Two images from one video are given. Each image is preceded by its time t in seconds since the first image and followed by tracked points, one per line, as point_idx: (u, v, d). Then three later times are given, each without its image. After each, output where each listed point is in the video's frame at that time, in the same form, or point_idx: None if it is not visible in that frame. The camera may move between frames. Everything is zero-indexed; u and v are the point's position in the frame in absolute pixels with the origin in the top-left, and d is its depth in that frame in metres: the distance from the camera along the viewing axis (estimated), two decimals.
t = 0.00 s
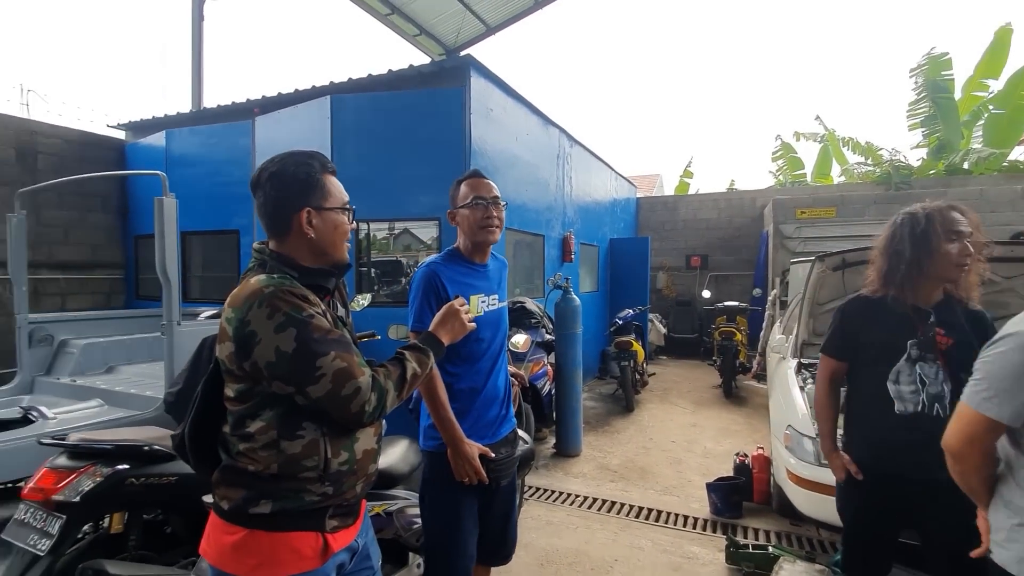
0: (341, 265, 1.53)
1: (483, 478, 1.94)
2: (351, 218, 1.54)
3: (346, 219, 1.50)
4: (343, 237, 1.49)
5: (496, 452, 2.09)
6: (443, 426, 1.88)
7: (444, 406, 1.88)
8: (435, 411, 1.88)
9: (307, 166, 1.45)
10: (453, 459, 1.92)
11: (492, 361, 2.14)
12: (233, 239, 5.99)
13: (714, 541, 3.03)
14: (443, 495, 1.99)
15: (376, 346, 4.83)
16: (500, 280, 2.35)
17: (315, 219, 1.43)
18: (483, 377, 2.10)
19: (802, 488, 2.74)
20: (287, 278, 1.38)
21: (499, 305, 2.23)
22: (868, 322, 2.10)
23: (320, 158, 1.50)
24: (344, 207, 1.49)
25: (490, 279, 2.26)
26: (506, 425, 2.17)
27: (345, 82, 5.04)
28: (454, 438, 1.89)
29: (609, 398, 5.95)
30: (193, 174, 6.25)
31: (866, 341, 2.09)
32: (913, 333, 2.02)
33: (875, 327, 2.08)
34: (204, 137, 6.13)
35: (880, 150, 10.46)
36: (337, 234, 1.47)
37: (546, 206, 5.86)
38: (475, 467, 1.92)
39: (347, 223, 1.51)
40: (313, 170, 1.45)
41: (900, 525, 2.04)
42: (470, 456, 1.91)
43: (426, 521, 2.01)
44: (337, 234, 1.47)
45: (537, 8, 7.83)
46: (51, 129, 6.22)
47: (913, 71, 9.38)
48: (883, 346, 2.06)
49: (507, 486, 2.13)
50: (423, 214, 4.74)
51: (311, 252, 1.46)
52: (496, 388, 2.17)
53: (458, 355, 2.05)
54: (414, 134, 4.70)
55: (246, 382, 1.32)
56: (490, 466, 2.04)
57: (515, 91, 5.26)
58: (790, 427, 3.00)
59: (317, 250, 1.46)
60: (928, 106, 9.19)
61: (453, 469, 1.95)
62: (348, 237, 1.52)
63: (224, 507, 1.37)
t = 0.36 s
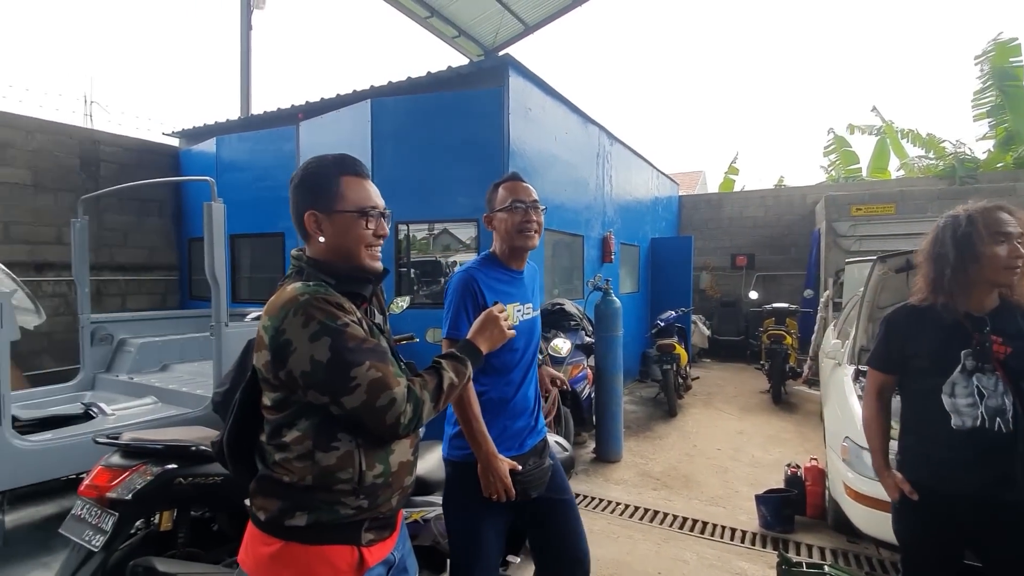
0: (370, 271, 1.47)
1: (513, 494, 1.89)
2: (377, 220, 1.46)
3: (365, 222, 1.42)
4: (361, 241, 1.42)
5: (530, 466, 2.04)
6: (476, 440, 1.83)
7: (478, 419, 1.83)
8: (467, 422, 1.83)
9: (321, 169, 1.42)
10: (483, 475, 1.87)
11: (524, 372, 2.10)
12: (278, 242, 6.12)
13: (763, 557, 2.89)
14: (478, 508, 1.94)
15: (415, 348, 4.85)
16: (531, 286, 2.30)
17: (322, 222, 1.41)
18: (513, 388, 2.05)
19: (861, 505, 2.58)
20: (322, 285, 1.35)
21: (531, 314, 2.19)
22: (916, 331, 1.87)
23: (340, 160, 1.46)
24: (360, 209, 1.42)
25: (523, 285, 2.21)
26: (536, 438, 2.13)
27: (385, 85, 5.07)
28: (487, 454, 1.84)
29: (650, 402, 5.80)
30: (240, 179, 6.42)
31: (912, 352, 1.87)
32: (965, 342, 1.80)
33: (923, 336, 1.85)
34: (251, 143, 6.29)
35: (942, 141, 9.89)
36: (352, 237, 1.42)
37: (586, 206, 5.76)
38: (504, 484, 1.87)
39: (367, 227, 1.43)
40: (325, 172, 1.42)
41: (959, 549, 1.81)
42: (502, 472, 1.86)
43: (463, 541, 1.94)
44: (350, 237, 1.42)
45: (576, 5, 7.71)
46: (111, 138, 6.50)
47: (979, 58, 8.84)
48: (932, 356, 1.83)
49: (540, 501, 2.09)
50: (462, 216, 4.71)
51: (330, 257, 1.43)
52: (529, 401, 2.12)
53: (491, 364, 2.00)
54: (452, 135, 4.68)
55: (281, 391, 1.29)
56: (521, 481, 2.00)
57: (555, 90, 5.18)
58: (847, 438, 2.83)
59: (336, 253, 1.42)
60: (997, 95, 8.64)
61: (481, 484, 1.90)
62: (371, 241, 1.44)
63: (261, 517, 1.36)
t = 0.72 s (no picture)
0: (382, 277, 1.42)
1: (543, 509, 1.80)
2: (379, 223, 1.38)
3: (365, 229, 1.36)
4: (364, 249, 1.37)
5: (567, 481, 1.93)
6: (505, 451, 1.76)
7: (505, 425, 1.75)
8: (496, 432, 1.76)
9: (312, 177, 1.37)
10: (513, 487, 1.80)
11: (564, 380, 2.00)
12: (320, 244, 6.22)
13: None
14: (507, 522, 1.87)
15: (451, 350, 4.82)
16: (577, 289, 2.19)
17: (323, 233, 1.38)
18: (552, 397, 1.95)
19: (927, 528, 2.38)
20: (337, 296, 1.30)
21: (573, 317, 2.08)
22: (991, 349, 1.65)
23: (332, 162, 1.39)
24: (356, 216, 1.35)
25: (564, 289, 2.11)
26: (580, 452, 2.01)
27: (422, 86, 5.07)
28: (516, 465, 1.76)
29: (694, 407, 5.59)
30: (285, 183, 6.56)
31: (989, 372, 1.65)
32: None
33: (996, 356, 1.64)
34: (295, 147, 6.41)
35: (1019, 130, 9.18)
36: (354, 246, 1.37)
37: (626, 205, 5.61)
38: (534, 496, 1.79)
39: (368, 233, 1.36)
40: (318, 180, 1.36)
41: None
42: (531, 484, 1.78)
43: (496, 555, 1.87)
44: (353, 246, 1.37)
45: None
46: (167, 145, 6.76)
47: None
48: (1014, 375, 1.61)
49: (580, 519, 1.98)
50: (499, 216, 4.64)
51: (340, 267, 1.40)
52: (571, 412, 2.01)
53: (526, 372, 1.93)
54: (489, 135, 4.62)
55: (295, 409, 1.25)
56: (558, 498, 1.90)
57: (594, 87, 5.06)
58: (911, 455, 2.62)
59: (344, 263, 1.39)
60: None
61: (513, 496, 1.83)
62: (375, 247, 1.38)
63: (278, 536, 1.32)
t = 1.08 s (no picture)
0: (392, 282, 1.33)
1: (589, 516, 1.91)
2: (386, 223, 1.30)
3: (371, 231, 1.28)
4: (371, 252, 1.28)
5: (621, 492, 1.98)
6: (556, 451, 1.95)
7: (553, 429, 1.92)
8: (550, 434, 1.96)
9: (315, 178, 1.30)
10: (562, 489, 1.94)
11: (623, 388, 2.03)
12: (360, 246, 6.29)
13: None
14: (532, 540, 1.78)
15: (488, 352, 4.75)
16: (640, 293, 2.16)
17: (329, 237, 1.31)
18: (604, 407, 2.01)
19: (1003, 559, 2.11)
20: (340, 310, 1.22)
21: (630, 323, 2.06)
22: None
23: (336, 160, 1.31)
24: (360, 217, 1.27)
25: (620, 292, 2.11)
26: (639, 464, 2.01)
27: (459, 86, 5.03)
28: (562, 466, 1.93)
29: (745, 415, 5.31)
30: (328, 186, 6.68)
31: None
32: None
33: None
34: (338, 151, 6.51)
35: None
36: (359, 250, 1.28)
37: (671, 203, 5.38)
38: (579, 501, 1.91)
39: (375, 235, 1.28)
40: (321, 181, 1.29)
41: None
42: (577, 487, 1.91)
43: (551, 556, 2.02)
44: (359, 250, 1.29)
45: None
46: (220, 151, 7.01)
47: None
48: None
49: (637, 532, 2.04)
50: (536, 215, 4.52)
51: (349, 273, 1.33)
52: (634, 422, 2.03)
53: (577, 376, 2.04)
54: (527, 133, 4.52)
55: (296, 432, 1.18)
56: (611, 508, 1.96)
57: (636, 81, 4.88)
58: (988, 475, 2.33)
59: (353, 268, 1.32)
60: None
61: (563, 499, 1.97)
62: (382, 250, 1.29)
63: (285, 564, 1.27)
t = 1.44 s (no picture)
0: (427, 282, 1.24)
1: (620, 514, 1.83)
2: (426, 219, 1.22)
3: (410, 225, 1.20)
4: (408, 247, 1.20)
5: (655, 498, 1.85)
6: (589, 449, 1.88)
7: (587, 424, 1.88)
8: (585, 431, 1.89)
9: (358, 168, 1.23)
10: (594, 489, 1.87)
11: (661, 395, 1.91)
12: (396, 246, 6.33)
13: None
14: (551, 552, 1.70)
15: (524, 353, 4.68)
16: (690, 297, 2.00)
17: (366, 230, 1.23)
18: (641, 413, 1.92)
19: None
20: (365, 309, 1.13)
21: (674, 329, 1.94)
22: None
23: (381, 152, 1.24)
24: (401, 211, 1.20)
25: (665, 295, 1.97)
26: (676, 474, 1.89)
27: (492, 84, 4.99)
28: (595, 466, 1.86)
29: (793, 421, 5.05)
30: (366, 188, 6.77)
31: None
32: None
33: None
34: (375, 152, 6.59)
35: None
36: (396, 246, 1.21)
37: (713, 199, 5.18)
38: (608, 502, 1.83)
39: (413, 230, 1.20)
40: (363, 171, 1.22)
41: None
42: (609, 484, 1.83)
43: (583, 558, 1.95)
44: (396, 245, 1.21)
45: None
46: (264, 155, 7.21)
47: None
48: None
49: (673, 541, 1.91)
50: (570, 214, 4.42)
51: (385, 270, 1.25)
52: (676, 435, 1.90)
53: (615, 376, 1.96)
54: (561, 130, 4.42)
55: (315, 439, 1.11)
56: (645, 513, 1.84)
57: (675, 73, 4.70)
58: None
59: (388, 265, 1.24)
60: None
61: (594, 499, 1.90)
62: (420, 246, 1.21)
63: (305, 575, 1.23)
